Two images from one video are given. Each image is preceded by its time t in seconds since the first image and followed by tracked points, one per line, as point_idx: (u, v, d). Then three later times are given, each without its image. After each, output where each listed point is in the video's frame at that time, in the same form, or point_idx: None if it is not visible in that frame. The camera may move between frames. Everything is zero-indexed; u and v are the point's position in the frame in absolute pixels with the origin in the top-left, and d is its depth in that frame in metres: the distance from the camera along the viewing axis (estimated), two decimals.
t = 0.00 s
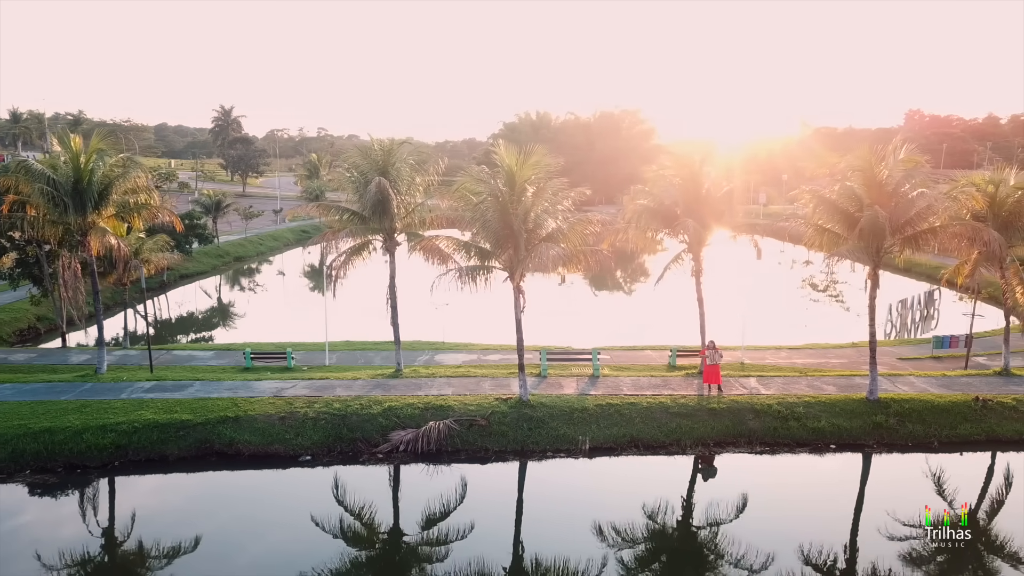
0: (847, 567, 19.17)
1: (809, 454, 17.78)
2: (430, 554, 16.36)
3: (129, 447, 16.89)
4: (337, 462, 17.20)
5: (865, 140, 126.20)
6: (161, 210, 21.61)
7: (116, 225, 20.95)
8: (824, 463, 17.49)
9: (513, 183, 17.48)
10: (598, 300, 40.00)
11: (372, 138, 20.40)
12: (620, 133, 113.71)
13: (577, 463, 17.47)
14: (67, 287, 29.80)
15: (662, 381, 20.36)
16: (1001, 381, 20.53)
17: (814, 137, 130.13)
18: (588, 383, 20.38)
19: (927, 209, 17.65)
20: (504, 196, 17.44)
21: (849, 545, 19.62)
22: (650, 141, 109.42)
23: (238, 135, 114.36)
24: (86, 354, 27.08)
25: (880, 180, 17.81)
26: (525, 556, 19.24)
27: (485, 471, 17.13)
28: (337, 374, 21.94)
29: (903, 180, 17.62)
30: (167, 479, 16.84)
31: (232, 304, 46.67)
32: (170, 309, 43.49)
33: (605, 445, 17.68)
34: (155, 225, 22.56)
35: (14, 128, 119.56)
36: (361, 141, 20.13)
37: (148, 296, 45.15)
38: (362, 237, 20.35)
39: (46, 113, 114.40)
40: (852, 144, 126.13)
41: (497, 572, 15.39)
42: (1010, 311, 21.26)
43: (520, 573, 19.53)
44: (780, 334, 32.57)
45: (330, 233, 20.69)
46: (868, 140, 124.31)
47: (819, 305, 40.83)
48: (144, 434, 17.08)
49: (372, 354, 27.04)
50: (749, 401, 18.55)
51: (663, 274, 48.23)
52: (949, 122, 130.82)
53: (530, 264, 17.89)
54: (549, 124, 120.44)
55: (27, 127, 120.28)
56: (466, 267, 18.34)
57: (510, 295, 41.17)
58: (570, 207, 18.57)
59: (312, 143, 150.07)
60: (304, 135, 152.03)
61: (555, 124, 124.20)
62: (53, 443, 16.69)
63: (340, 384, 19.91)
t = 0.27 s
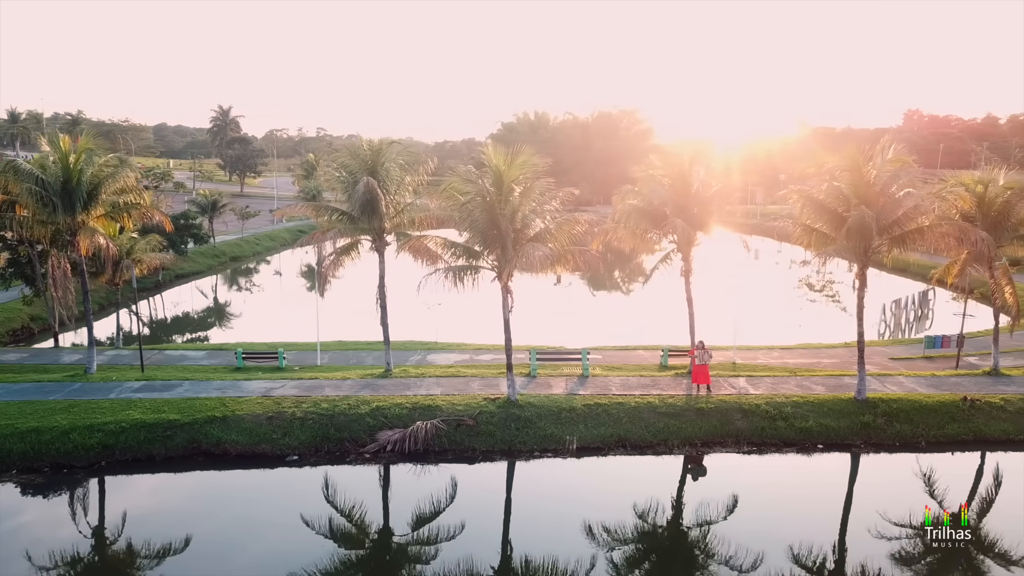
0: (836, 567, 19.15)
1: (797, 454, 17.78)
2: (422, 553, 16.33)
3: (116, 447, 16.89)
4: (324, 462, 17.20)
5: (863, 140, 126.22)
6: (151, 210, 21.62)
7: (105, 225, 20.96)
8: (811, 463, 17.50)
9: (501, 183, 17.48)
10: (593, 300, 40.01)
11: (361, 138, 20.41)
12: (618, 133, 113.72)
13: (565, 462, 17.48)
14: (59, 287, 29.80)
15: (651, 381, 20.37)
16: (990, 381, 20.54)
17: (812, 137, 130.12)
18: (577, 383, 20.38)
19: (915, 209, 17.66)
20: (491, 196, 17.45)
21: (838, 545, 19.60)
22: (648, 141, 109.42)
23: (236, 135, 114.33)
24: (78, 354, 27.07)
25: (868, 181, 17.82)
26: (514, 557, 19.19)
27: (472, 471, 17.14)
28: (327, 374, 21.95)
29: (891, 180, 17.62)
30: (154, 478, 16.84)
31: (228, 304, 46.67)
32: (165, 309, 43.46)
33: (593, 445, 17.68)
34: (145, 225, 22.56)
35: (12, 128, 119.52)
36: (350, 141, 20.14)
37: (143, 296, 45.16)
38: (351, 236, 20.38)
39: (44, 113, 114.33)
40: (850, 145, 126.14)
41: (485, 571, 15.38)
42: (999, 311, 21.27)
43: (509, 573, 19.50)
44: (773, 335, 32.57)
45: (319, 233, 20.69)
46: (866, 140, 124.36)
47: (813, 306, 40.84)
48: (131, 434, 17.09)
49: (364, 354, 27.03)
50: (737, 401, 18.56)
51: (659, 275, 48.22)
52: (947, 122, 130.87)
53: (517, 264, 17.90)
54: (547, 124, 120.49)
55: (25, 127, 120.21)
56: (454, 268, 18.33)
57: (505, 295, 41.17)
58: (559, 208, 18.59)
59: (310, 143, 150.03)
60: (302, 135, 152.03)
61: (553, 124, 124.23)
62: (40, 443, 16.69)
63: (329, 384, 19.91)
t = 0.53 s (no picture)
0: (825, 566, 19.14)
1: (784, 454, 17.78)
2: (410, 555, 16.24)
3: (102, 446, 16.90)
4: (311, 462, 17.21)
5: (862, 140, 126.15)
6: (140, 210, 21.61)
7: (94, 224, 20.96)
8: (798, 463, 17.50)
9: (488, 183, 17.48)
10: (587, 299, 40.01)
11: (350, 138, 20.41)
12: (617, 133, 113.74)
13: (552, 462, 17.48)
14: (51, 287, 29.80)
15: (640, 381, 20.37)
16: (979, 381, 20.53)
17: (810, 137, 130.06)
18: (567, 383, 20.38)
19: (902, 209, 17.66)
20: (479, 196, 17.46)
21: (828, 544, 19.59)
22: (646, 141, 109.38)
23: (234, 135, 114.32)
24: (70, 354, 27.07)
25: (855, 181, 17.80)
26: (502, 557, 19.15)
27: (458, 471, 17.15)
28: (317, 374, 21.96)
29: (878, 180, 17.62)
30: (141, 478, 16.85)
31: (225, 304, 46.65)
32: (161, 309, 43.44)
33: (580, 445, 17.69)
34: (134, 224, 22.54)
35: (11, 128, 119.50)
36: (338, 141, 20.14)
37: (138, 295, 45.16)
38: (340, 236, 20.37)
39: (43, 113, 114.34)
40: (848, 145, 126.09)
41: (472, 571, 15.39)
42: (989, 311, 21.26)
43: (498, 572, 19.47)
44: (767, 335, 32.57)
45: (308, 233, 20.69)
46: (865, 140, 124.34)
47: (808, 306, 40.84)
48: (118, 434, 17.09)
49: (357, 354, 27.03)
50: (725, 401, 18.56)
51: (655, 274, 48.21)
52: (946, 122, 130.85)
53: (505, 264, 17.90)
54: (545, 124, 120.47)
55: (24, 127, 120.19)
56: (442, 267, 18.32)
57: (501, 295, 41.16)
58: (548, 208, 18.60)
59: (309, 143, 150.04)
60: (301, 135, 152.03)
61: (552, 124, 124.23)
62: (27, 443, 16.70)
63: (318, 384, 19.91)
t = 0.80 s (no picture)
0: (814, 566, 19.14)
1: (772, 454, 17.79)
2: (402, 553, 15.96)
3: (90, 446, 16.90)
4: (299, 462, 17.22)
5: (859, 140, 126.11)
6: (130, 210, 21.61)
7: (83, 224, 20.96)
8: (786, 463, 17.50)
9: (476, 183, 17.49)
10: (582, 300, 39.98)
11: (339, 137, 20.40)
12: (615, 133, 113.70)
13: (540, 462, 17.48)
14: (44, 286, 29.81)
15: (630, 381, 20.38)
16: (968, 381, 20.53)
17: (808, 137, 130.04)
18: (556, 383, 20.37)
19: (890, 209, 17.69)
20: (466, 196, 17.45)
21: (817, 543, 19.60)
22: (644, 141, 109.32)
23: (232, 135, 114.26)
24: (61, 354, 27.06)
25: (844, 181, 17.83)
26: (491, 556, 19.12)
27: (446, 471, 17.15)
28: (307, 374, 21.97)
29: (866, 180, 17.64)
30: (129, 478, 16.85)
31: (220, 303, 46.59)
32: (156, 309, 43.41)
33: (568, 445, 17.69)
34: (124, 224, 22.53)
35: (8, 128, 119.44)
36: (327, 141, 20.14)
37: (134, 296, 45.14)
38: (329, 236, 20.37)
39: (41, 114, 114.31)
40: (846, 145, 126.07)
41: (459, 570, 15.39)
42: (978, 310, 21.28)
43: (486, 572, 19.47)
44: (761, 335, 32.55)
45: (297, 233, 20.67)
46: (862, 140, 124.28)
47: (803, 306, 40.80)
48: (106, 434, 17.10)
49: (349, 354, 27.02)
50: (714, 401, 18.57)
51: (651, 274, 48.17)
52: (944, 121, 130.86)
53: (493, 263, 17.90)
54: (543, 124, 120.39)
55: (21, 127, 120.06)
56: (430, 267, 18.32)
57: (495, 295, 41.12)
58: (537, 209, 18.61)
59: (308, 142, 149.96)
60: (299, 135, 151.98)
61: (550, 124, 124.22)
62: (14, 443, 16.70)
63: (308, 383, 19.90)
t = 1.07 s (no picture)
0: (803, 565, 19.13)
1: (760, 453, 17.78)
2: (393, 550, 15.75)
3: (77, 446, 16.90)
4: (286, 461, 17.22)
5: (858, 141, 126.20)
6: (119, 210, 21.60)
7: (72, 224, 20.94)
8: (774, 462, 17.50)
9: (464, 183, 17.49)
10: (577, 300, 39.96)
11: (328, 137, 20.40)
12: (613, 133, 113.71)
13: (528, 461, 17.48)
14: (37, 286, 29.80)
15: (619, 381, 20.37)
16: (958, 381, 20.53)
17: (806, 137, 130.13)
18: (546, 382, 20.36)
19: (878, 208, 17.71)
20: (455, 196, 17.43)
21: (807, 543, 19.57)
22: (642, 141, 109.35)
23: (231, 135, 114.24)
24: (53, 354, 27.04)
25: (832, 180, 17.84)
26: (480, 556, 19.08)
27: (433, 470, 17.15)
28: (297, 374, 21.96)
29: (854, 180, 17.65)
30: (116, 478, 16.85)
31: (216, 303, 46.55)
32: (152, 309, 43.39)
33: (556, 444, 17.69)
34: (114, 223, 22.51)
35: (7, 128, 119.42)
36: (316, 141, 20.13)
37: (129, 295, 45.11)
38: (318, 236, 20.36)
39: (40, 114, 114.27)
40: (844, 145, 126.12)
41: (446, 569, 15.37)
42: (968, 310, 21.28)
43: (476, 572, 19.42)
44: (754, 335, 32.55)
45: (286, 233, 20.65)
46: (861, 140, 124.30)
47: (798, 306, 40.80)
48: (93, 433, 17.10)
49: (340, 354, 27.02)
50: (702, 401, 18.57)
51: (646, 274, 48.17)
52: (942, 122, 130.99)
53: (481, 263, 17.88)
54: (541, 125, 120.39)
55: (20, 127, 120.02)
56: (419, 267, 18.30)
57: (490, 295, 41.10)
58: (525, 209, 18.60)
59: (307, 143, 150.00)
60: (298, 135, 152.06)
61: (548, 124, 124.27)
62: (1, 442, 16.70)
63: (297, 383, 19.89)
